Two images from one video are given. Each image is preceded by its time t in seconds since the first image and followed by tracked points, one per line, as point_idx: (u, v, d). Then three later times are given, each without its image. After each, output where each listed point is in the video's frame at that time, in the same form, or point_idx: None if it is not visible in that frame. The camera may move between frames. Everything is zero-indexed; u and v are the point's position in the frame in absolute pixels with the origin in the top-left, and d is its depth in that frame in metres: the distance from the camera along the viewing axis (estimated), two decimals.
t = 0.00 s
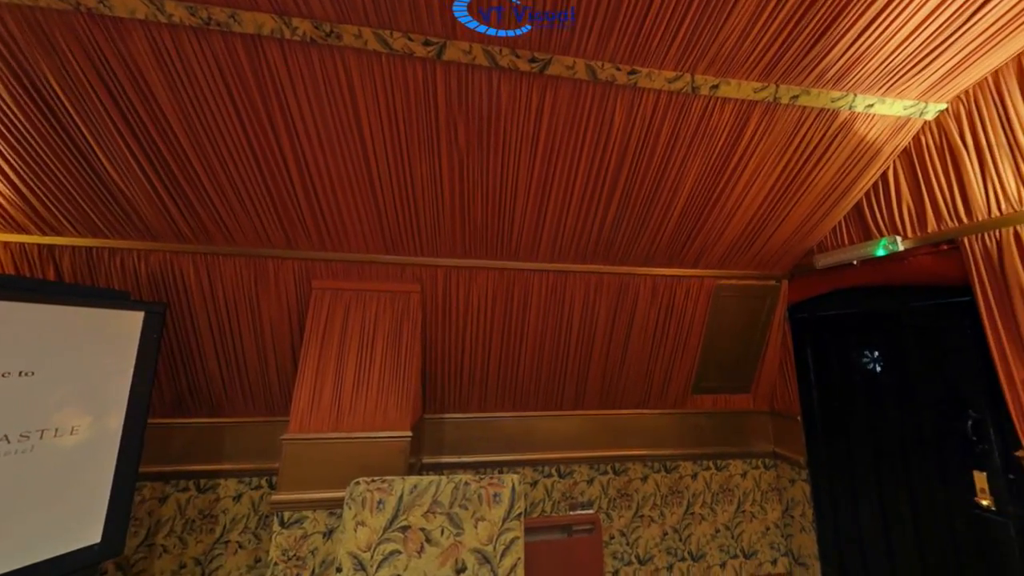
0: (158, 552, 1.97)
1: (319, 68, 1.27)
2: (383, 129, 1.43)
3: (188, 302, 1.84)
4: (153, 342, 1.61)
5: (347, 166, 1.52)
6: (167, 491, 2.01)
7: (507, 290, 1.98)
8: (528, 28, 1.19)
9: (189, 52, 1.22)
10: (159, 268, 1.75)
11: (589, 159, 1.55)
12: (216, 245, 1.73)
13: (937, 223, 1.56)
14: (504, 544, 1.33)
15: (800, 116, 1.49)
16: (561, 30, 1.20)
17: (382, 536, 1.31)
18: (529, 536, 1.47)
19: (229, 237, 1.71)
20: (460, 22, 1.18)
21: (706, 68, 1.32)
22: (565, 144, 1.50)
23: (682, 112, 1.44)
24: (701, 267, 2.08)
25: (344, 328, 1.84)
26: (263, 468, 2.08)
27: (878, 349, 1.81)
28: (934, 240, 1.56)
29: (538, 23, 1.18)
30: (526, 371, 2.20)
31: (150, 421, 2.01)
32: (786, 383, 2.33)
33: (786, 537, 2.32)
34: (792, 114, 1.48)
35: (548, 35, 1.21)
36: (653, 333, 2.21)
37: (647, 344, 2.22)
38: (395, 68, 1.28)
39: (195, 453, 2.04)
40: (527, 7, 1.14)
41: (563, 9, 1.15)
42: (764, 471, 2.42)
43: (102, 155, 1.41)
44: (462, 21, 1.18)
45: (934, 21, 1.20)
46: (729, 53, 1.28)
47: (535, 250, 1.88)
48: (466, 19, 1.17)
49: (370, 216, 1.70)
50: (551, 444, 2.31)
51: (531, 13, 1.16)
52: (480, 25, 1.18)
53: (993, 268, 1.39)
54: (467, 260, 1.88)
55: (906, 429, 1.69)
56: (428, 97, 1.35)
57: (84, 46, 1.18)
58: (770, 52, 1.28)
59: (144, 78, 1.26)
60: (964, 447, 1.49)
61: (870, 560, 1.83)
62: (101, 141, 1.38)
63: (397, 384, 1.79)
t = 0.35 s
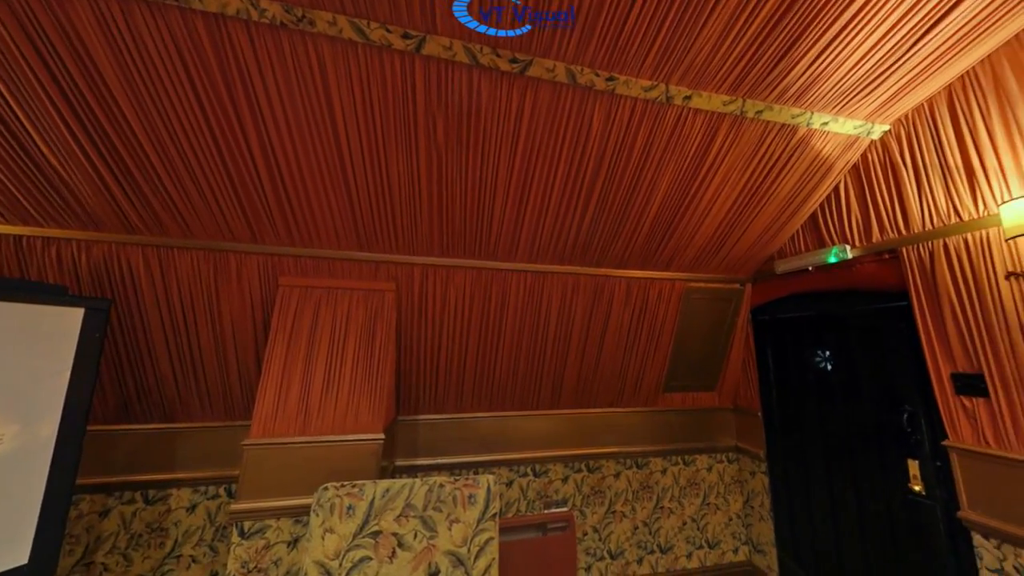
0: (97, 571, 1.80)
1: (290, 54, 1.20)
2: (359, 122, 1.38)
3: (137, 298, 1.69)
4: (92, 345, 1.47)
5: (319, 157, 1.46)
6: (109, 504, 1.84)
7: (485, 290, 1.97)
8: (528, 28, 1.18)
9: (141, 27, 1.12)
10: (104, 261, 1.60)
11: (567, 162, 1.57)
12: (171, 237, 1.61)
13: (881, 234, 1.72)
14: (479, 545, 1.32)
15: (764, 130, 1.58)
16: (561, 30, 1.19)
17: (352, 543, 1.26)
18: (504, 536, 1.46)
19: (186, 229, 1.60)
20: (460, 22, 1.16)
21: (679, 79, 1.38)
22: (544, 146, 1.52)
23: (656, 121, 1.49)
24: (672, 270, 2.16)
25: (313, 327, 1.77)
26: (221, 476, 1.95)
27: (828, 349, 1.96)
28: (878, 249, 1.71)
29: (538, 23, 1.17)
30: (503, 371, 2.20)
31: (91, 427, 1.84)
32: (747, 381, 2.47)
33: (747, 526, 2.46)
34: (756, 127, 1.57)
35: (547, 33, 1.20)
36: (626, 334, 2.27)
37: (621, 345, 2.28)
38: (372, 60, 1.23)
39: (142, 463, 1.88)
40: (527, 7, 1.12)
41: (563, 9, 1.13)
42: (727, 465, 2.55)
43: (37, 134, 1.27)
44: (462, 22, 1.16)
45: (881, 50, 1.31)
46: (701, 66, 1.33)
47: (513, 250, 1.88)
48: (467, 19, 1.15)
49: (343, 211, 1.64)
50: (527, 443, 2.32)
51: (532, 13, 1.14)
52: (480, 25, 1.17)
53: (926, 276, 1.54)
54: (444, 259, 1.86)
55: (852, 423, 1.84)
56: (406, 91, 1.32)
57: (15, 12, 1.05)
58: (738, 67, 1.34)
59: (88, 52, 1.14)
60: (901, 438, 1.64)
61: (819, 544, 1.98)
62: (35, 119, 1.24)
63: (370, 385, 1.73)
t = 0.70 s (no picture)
0: None
1: (257, 37, 1.13)
2: (333, 113, 1.33)
3: (76, 293, 1.54)
4: (28, 341, 1.31)
5: (288, 148, 1.39)
6: (39, 521, 1.66)
7: (463, 290, 1.95)
8: (528, 28, 1.17)
9: None
10: (36, 252, 1.44)
11: (546, 163, 1.59)
12: (118, 227, 1.47)
13: (832, 243, 1.86)
14: (453, 547, 1.30)
15: (731, 142, 1.67)
16: (561, 31, 1.20)
17: (318, 551, 1.21)
18: (478, 537, 1.45)
19: (136, 219, 1.47)
20: (457, 20, 1.15)
21: (654, 88, 1.42)
22: (524, 146, 1.52)
23: (633, 127, 1.53)
24: (646, 273, 2.24)
25: (280, 326, 1.68)
26: (173, 486, 1.81)
27: (785, 349, 2.09)
28: (829, 257, 1.86)
29: (539, 23, 1.16)
30: (479, 372, 2.19)
31: (18, 437, 1.65)
32: (713, 379, 2.60)
33: (711, 517, 2.59)
34: (724, 139, 1.65)
35: (548, 32, 1.20)
36: (601, 335, 2.32)
37: (596, 345, 2.33)
38: (347, 49, 1.19)
39: (81, 474, 1.71)
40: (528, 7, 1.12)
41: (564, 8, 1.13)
42: (694, 460, 2.67)
43: None
44: (462, 21, 1.15)
45: (836, 73, 1.42)
46: (675, 78, 1.39)
47: (491, 250, 1.88)
48: (467, 19, 1.15)
49: (314, 205, 1.57)
50: (503, 443, 2.32)
51: (532, 13, 1.14)
52: (480, 25, 1.16)
53: (871, 282, 1.69)
54: (421, 258, 1.82)
55: (804, 417, 1.98)
56: (383, 84, 1.28)
57: None
58: (709, 80, 1.41)
59: (19, 19, 1.02)
60: (847, 431, 1.78)
61: (776, 532, 2.11)
62: None
63: (341, 387, 1.67)
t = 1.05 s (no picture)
0: None
1: (222, 18, 1.06)
2: (306, 102, 1.27)
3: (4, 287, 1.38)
4: None
5: (256, 136, 1.31)
6: None
7: (441, 289, 1.92)
8: (528, 28, 1.17)
9: None
10: None
11: (526, 164, 1.59)
12: (56, 216, 1.33)
13: (792, 249, 1.99)
14: (427, 550, 1.28)
15: (703, 150, 1.74)
16: (560, 31, 1.20)
17: (284, 561, 1.15)
18: (454, 539, 1.44)
19: (78, 207, 1.34)
20: (460, 22, 1.15)
21: (633, 95, 1.46)
22: (504, 146, 1.52)
23: (611, 132, 1.57)
24: (622, 275, 2.30)
25: (244, 325, 1.59)
26: (119, 498, 1.67)
27: (749, 349, 2.22)
28: (789, 262, 1.98)
29: (538, 23, 1.17)
30: (456, 372, 2.16)
31: None
32: (683, 377, 2.71)
33: (680, 511, 2.69)
34: (696, 148, 1.72)
35: (549, 32, 1.20)
36: (578, 335, 2.36)
37: (573, 345, 2.37)
38: (321, 36, 1.14)
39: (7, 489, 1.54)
40: (527, 7, 1.11)
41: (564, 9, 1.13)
42: (665, 456, 2.77)
43: None
44: (463, 22, 1.15)
45: (797, 90, 1.52)
46: (651, 87, 1.43)
47: (470, 249, 1.86)
48: (466, 19, 1.14)
49: (284, 198, 1.50)
50: (479, 444, 2.31)
51: (532, 13, 1.14)
52: (480, 25, 1.16)
53: (825, 287, 1.82)
54: (398, 255, 1.78)
55: (766, 413, 2.10)
56: (360, 75, 1.24)
57: None
58: (683, 90, 1.46)
59: None
60: (803, 425, 1.91)
61: (739, 523, 2.23)
62: None
63: (311, 388, 1.60)
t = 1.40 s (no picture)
0: None
1: None
2: (279, 91, 1.21)
3: None
4: None
5: (223, 124, 1.24)
6: None
7: (419, 288, 1.89)
8: (527, 28, 1.17)
9: None
10: None
11: (508, 164, 1.59)
12: None
13: (759, 254, 2.10)
14: (402, 555, 1.25)
15: (679, 157, 1.81)
16: (560, 30, 1.20)
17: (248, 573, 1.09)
18: (430, 542, 1.42)
19: (15, 193, 1.21)
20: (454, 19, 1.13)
21: (613, 100, 1.49)
22: (486, 145, 1.51)
23: (591, 136, 1.59)
24: (601, 276, 2.34)
25: (208, 324, 1.50)
26: (60, 511, 1.53)
27: (719, 349, 2.32)
28: (757, 267, 2.09)
29: (536, 23, 1.17)
30: (435, 372, 2.13)
31: None
32: (658, 376, 2.80)
33: (654, 506, 2.78)
34: (673, 154, 1.78)
35: (550, 31, 1.20)
36: (557, 335, 2.39)
37: (552, 345, 2.39)
38: (296, 23, 1.09)
39: None
40: (528, 7, 1.11)
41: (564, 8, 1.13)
42: (640, 453, 2.85)
43: None
44: (464, 23, 1.14)
45: (766, 103, 1.60)
46: (631, 93, 1.46)
47: (451, 248, 1.84)
48: (467, 19, 1.13)
49: (254, 190, 1.42)
50: (458, 445, 2.29)
51: (530, 13, 1.13)
52: (477, 24, 1.15)
53: (789, 290, 1.93)
54: (376, 253, 1.73)
55: (733, 410, 2.21)
56: (338, 66, 1.20)
57: None
58: (661, 98, 1.50)
59: None
60: (767, 421, 2.03)
61: (708, 515, 2.33)
62: None
63: (281, 390, 1.53)
